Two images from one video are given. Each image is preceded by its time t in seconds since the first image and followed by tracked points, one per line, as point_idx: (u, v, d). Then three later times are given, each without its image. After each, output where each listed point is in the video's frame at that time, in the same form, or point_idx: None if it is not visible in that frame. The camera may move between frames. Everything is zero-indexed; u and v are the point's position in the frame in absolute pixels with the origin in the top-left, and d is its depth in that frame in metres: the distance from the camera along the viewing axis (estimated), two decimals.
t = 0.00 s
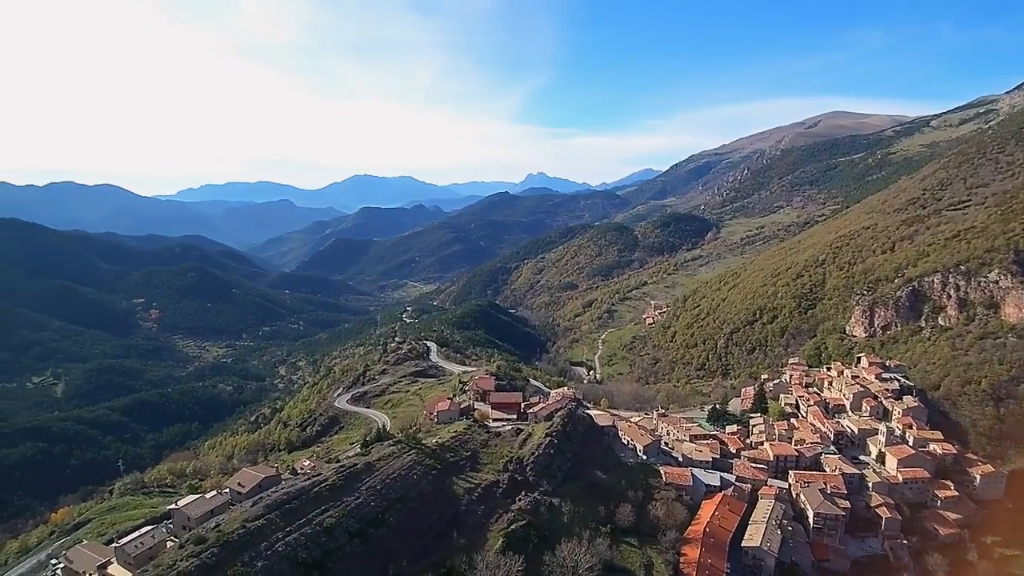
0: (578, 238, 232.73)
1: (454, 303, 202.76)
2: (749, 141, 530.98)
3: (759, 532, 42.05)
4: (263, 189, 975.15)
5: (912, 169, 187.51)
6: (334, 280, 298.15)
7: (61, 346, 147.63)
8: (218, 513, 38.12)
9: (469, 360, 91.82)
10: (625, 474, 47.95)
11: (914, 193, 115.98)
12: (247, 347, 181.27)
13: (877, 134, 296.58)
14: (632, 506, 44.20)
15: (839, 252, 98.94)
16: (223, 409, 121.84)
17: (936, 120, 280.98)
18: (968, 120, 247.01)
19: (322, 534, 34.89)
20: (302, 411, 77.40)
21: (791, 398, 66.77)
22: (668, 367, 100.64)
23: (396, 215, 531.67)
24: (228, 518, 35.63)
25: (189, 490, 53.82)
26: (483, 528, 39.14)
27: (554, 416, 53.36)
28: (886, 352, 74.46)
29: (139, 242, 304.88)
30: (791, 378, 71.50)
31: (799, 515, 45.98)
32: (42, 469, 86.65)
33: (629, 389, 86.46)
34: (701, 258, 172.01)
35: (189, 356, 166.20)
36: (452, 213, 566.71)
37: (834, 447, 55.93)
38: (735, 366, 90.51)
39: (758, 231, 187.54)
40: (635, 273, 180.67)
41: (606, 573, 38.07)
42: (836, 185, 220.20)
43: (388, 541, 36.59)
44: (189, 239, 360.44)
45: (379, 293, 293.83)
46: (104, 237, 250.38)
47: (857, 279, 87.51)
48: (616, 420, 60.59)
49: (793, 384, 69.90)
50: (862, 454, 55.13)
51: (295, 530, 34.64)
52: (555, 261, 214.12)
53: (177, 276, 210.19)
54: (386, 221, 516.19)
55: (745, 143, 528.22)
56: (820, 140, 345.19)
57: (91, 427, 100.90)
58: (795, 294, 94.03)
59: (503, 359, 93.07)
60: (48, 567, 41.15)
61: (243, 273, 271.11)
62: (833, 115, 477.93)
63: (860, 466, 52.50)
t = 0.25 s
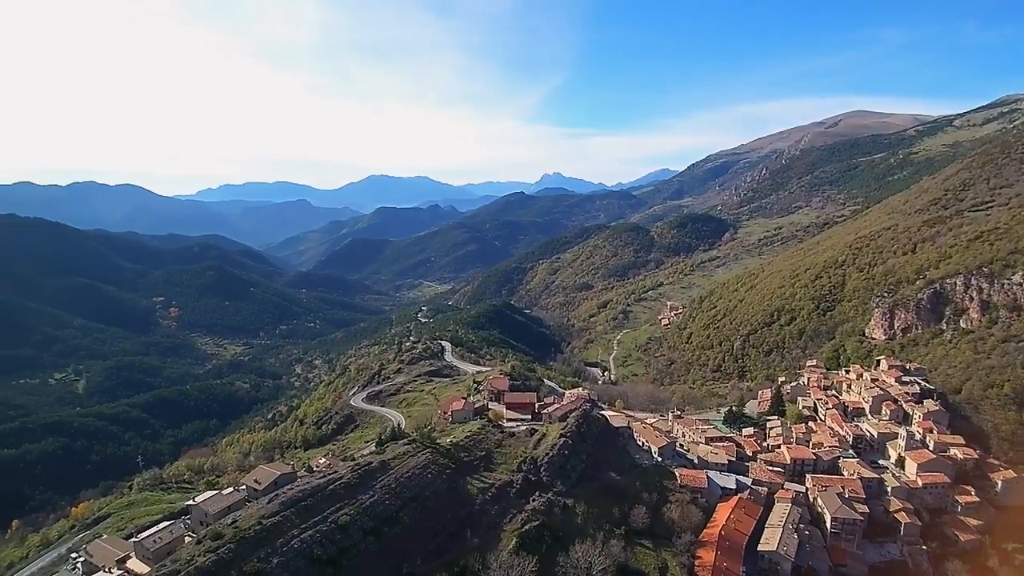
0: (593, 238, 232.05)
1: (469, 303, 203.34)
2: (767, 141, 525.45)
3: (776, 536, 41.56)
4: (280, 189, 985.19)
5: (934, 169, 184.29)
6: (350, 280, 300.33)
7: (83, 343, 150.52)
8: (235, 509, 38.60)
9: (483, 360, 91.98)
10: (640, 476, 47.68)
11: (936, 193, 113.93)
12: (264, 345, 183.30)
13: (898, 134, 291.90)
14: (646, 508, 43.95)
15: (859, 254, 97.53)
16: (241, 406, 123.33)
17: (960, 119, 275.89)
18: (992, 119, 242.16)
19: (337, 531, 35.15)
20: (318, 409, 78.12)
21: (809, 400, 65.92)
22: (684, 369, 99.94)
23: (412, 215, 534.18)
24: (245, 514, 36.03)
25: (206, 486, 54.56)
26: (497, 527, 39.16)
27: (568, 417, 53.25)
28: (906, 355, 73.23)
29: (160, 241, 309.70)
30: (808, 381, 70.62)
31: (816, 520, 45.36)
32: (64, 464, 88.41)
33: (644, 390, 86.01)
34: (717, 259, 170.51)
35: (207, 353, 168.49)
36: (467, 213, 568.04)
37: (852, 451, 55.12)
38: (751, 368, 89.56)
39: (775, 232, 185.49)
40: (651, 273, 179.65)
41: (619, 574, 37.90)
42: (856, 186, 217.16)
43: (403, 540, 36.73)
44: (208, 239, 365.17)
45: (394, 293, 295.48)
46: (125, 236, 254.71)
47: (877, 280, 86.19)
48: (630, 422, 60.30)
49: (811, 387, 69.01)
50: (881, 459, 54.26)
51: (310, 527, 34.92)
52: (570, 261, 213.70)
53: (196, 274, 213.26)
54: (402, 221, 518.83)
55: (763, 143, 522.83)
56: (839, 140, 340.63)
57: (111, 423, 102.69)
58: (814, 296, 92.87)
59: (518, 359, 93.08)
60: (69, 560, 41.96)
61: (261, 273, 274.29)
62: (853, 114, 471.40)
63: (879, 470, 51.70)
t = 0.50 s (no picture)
0: (609, 239, 231.13)
1: (485, 303, 203.65)
2: (786, 140, 519.40)
3: (793, 541, 41.07)
4: (298, 189, 994.87)
5: (957, 169, 180.82)
6: (366, 280, 302.37)
7: (104, 341, 153.33)
8: (252, 505, 39.04)
9: (498, 360, 92.07)
10: (655, 479, 47.36)
11: (959, 194, 111.75)
12: (281, 343, 185.21)
13: (921, 133, 286.81)
14: (661, 511, 43.66)
15: (879, 255, 96.00)
16: (258, 404, 124.76)
17: (984, 118, 270.37)
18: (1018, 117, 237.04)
19: (352, 529, 35.36)
20: (334, 408, 78.76)
21: (828, 404, 65.06)
22: (700, 370, 99.12)
23: (428, 215, 536.39)
24: (262, 510, 36.42)
25: (224, 483, 55.26)
26: (511, 528, 39.15)
27: (583, 418, 53.09)
28: (928, 359, 71.85)
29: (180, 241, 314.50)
30: (827, 384, 69.68)
31: (835, 525, 44.74)
32: (85, 459, 90.07)
33: (660, 392, 85.43)
34: (735, 260, 168.85)
35: (225, 351, 170.73)
36: (483, 213, 569.06)
37: (871, 455, 54.30)
38: (769, 371, 88.50)
39: (794, 232, 183.24)
40: (667, 274, 178.48)
41: None
42: (877, 186, 213.85)
43: (417, 538, 36.87)
44: (228, 238, 369.89)
45: (410, 292, 296.94)
46: (146, 236, 258.99)
47: (898, 282, 84.74)
48: (646, 424, 59.95)
49: (830, 390, 68.09)
50: (901, 464, 53.36)
51: (326, 524, 35.20)
52: (585, 261, 213.07)
53: (215, 273, 216.15)
54: (418, 221, 521.12)
55: (782, 143, 517.00)
56: (860, 139, 335.62)
57: (132, 419, 104.44)
58: (833, 298, 91.59)
59: (533, 360, 93.02)
60: (89, 554, 42.76)
61: (279, 272, 277.23)
62: (874, 113, 464.30)
63: (899, 475, 50.83)
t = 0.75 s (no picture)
0: (622, 239, 230.29)
1: (497, 303, 203.85)
2: (802, 140, 514.20)
3: (806, 545, 40.66)
4: (312, 189, 1002.23)
5: (977, 169, 177.88)
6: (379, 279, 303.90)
7: (121, 338, 155.59)
8: (265, 503, 39.41)
9: (510, 360, 92.16)
10: (667, 480, 47.14)
11: (979, 194, 109.92)
12: (295, 342, 186.70)
13: (940, 132, 282.48)
14: (673, 513, 43.45)
15: (896, 256, 94.72)
16: (272, 402, 125.90)
17: (1005, 117, 265.84)
18: None
19: (364, 527, 35.57)
20: (347, 406, 79.30)
21: (843, 406, 64.34)
22: (713, 372, 98.46)
23: (441, 215, 537.87)
24: (275, 508, 36.75)
25: (237, 480, 55.82)
26: (522, 528, 39.17)
27: (595, 418, 52.99)
28: (945, 361, 70.75)
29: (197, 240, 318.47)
30: (842, 386, 68.91)
31: (849, 529, 44.24)
32: (102, 455, 91.41)
33: (672, 393, 84.98)
34: (749, 260, 167.53)
35: (240, 350, 172.49)
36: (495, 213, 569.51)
37: (887, 459, 53.61)
38: (783, 373, 87.61)
39: (810, 233, 181.38)
40: (680, 275, 177.44)
41: None
42: (894, 186, 211.02)
43: (428, 537, 37.00)
44: (243, 238, 373.63)
45: (423, 292, 297.98)
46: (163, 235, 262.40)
47: (915, 284, 83.52)
48: (658, 425, 59.70)
49: (845, 393, 67.34)
50: (918, 468, 52.59)
51: (338, 522, 35.43)
52: (598, 262, 212.49)
53: (230, 273, 218.45)
54: (431, 220, 522.70)
55: (797, 142, 511.85)
56: (878, 139, 331.36)
57: (148, 416, 105.86)
58: (848, 299, 90.50)
59: (544, 360, 92.98)
60: (105, 549, 43.40)
61: (293, 271, 279.52)
62: (892, 113, 458.25)
63: (915, 479, 50.12)
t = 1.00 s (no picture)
0: (637, 239, 229.14)
1: (511, 303, 203.78)
2: (820, 139, 508.12)
3: (822, 549, 40.14)
4: (328, 189, 1009.93)
5: (1000, 169, 174.50)
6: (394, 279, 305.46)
7: (140, 336, 158.05)
8: (280, 500, 39.82)
9: (523, 360, 92.18)
10: (681, 482, 46.83)
11: (1002, 194, 107.81)
12: (310, 341, 188.18)
13: (962, 132, 277.53)
14: (687, 516, 43.12)
15: (916, 258, 93.26)
16: (287, 400, 127.13)
17: None
18: None
19: (378, 526, 35.76)
20: (361, 405, 79.78)
21: (861, 409, 63.44)
22: (729, 373, 97.60)
23: (456, 215, 539.41)
24: (290, 505, 37.10)
25: (253, 478, 56.40)
26: (535, 528, 39.13)
27: (609, 420, 52.82)
28: (966, 365, 69.39)
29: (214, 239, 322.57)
30: (860, 389, 67.96)
31: (866, 534, 43.57)
32: (121, 451, 92.90)
33: (687, 394, 84.46)
34: (765, 261, 165.87)
35: (256, 348, 174.27)
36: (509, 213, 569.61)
37: (905, 463, 52.72)
38: (800, 375, 86.47)
39: (827, 234, 179.15)
40: (696, 276, 176.13)
41: None
42: (914, 186, 207.76)
43: (441, 536, 37.09)
44: (260, 237, 377.71)
45: (437, 292, 299.04)
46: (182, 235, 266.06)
47: (936, 286, 82.16)
48: (673, 427, 59.32)
49: (863, 395, 66.42)
50: (937, 472, 51.65)
51: (352, 520, 35.65)
52: (612, 262, 211.66)
53: (247, 272, 220.89)
54: (445, 220, 524.16)
55: (816, 142, 505.83)
56: (898, 138, 326.43)
57: (166, 413, 107.41)
58: (867, 301, 89.17)
59: (558, 360, 92.85)
60: (123, 543, 44.09)
61: (309, 271, 281.90)
62: (912, 112, 451.23)
63: (934, 484, 49.24)
